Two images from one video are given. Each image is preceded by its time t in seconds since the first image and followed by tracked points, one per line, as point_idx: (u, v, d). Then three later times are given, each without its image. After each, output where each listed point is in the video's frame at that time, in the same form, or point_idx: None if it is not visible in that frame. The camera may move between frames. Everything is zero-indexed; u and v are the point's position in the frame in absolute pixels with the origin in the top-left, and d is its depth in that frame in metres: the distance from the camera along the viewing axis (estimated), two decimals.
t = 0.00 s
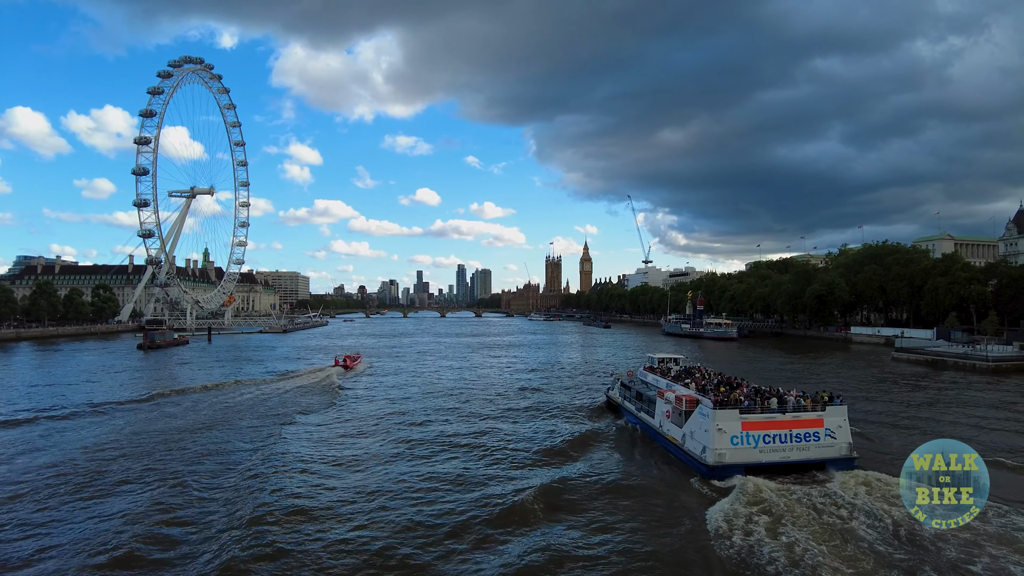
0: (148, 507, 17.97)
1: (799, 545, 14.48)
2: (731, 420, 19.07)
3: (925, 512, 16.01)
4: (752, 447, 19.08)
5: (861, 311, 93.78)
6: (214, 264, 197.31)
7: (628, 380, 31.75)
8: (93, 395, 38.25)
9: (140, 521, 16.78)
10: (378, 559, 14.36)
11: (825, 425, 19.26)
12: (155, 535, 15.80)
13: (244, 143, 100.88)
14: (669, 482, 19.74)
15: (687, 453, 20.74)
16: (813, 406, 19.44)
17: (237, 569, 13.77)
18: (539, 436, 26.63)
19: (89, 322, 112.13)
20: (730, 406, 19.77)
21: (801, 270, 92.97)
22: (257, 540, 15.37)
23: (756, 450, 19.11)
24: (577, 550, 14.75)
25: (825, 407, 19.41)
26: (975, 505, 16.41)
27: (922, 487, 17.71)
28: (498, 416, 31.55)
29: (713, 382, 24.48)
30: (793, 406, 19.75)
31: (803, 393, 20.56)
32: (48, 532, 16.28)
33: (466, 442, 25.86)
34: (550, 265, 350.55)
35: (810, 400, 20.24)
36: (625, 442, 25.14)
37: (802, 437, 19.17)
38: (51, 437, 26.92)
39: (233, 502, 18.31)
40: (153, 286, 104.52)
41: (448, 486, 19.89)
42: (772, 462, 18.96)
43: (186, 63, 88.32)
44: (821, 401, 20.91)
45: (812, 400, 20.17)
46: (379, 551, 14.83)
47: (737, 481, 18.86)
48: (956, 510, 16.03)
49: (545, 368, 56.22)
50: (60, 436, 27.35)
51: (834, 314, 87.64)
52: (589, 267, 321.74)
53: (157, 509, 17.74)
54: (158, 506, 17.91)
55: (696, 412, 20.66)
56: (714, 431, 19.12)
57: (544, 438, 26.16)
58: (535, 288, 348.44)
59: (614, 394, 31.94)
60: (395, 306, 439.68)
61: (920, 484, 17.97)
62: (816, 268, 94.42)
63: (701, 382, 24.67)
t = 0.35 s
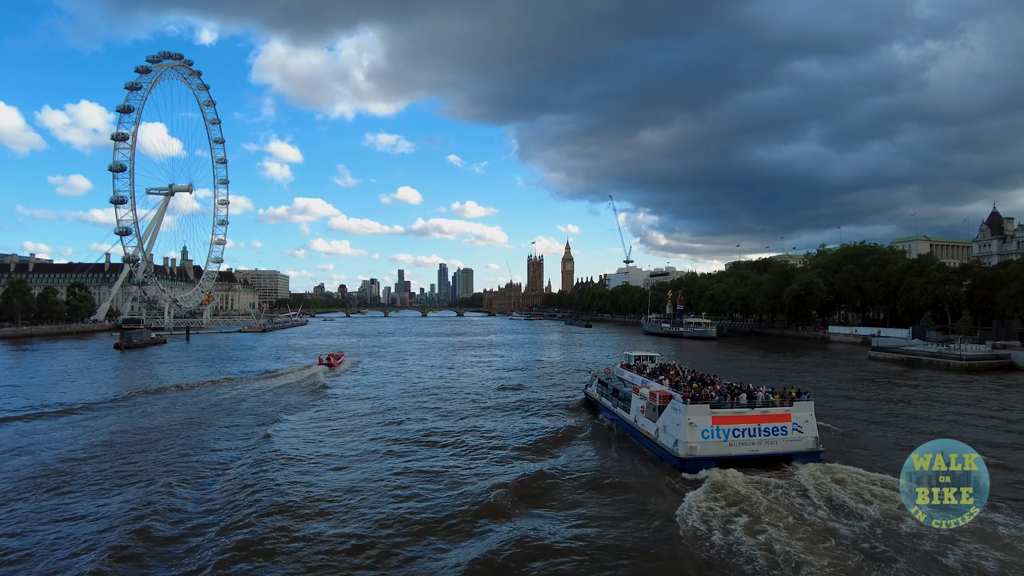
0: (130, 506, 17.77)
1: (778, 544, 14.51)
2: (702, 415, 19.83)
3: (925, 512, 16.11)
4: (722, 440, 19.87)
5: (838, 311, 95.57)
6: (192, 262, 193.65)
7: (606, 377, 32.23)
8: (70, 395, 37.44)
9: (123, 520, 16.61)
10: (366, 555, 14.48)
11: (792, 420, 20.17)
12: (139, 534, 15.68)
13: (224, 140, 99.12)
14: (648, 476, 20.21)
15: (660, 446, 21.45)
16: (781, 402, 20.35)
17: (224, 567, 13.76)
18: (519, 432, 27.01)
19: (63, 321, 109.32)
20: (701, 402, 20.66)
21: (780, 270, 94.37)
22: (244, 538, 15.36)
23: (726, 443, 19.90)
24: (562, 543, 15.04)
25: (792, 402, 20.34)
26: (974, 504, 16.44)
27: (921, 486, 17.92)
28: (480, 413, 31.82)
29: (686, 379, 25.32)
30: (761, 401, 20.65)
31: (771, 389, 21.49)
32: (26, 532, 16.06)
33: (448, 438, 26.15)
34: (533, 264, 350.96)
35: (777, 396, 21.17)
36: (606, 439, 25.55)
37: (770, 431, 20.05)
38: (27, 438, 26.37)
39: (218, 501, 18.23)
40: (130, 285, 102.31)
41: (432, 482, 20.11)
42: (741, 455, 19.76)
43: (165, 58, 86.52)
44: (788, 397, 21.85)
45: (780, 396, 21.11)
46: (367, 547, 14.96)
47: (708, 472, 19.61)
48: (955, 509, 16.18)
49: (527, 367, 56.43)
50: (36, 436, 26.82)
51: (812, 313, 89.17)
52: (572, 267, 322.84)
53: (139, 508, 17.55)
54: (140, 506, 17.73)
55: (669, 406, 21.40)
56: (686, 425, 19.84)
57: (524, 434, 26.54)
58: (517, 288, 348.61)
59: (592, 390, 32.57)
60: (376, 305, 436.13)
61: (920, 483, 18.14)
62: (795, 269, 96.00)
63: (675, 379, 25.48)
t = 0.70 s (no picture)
0: (92, 510, 17.00)
1: (751, 541, 14.26)
2: (667, 408, 20.22)
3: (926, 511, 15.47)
4: (686, 433, 20.26)
5: (809, 309, 97.58)
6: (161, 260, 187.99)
7: (577, 373, 32.21)
8: (31, 396, 35.94)
9: (78, 524, 15.88)
10: (345, 552, 14.15)
11: (754, 413, 20.57)
12: (102, 538, 15.04)
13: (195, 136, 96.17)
14: (621, 470, 20.23)
15: (627, 439, 21.81)
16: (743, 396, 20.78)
17: (190, 570, 13.25)
18: (491, 428, 26.90)
19: (25, 320, 105.02)
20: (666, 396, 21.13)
21: (753, 269, 95.88)
22: (215, 539, 14.86)
23: (690, 436, 20.29)
24: (534, 537, 14.89)
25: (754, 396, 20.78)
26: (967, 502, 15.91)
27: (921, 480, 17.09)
28: (454, 410, 31.59)
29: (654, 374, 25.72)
30: (725, 395, 21.07)
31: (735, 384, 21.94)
32: None
33: (419, 435, 25.91)
34: (510, 263, 350.79)
35: (741, 390, 21.61)
36: (579, 434, 25.59)
37: (733, 424, 20.43)
38: None
39: (181, 501, 17.62)
40: (97, 282, 98.87)
41: (404, 478, 19.80)
42: (705, 447, 20.15)
43: (133, 51, 83.51)
44: (752, 391, 22.28)
45: (742, 390, 21.56)
46: (345, 544, 14.61)
47: (673, 464, 19.97)
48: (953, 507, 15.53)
49: (504, 365, 56.18)
50: None
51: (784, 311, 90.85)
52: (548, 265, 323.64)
53: (104, 512, 16.82)
54: (102, 507, 17.03)
55: (635, 400, 21.78)
56: (651, 418, 20.22)
57: (496, 430, 26.45)
58: (493, 286, 348.02)
59: (563, 386, 32.69)
60: (351, 303, 430.71)
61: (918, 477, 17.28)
62: (767, 267, 97.75)
63: (643, 374, 25.86)
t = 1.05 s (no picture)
0: (66, 512, 16.62)
1: (730, 539, 14.25)
2: (638, 402, 20.78)
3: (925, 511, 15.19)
4: (657, 426, 20.83)
5: (786, 307, 99.30)
6: (137, 258, 183.64)
7: (554, 369, 32.31)
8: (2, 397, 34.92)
9: (50, 527, 15.55)
10: (329, 551, 14.04)
11: (721, 407, 21.23)
12: (74, 540, 14.76)
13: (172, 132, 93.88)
14: (601, 464, 20.47)
15: (600, 432, 22.33)
16: (711, 390, 21.43)
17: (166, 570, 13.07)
18: (470, 424, 26.97)
19: None
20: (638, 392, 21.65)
21: (730, 267, 97.18)
22: (191, 539, 14.67)
23: (660, 429, 20.87)
24: (514, 533, 14.96)
25: (722, 391, 21.44)
26: (976, 502, 14.34)
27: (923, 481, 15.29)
28: (433, 408, 31.53)
29: (626, 369, 26.30)
30: (693, 390, 21.72)
31: (703, 378, 22.63)
32: None
33: (396, 431, 25.91)
34: (491, 261, 350.32)
35: (709, 384, 22.29)
36: (558, 429, 25.84)
37: (700, 417, 21.09)
38: None
39: (157, 500, 17.37)
40: (69, 281, 96.28)
41: (383, 475, 19.82)
42: (675, 439, 20.76)
43: (107, 45, 81.25)
44: (720, 385, 22.97)
45: (710, 385, 22.25)
46: (328, 543, 14.49)
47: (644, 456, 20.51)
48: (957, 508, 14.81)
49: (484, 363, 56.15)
50: None
51: (761, 309, 92.33)
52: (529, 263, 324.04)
53: (79, 514, 16.43)
54: (75, 510, 16.69)
55: (608, 395, 22.29)
56: (623, 412, 20.76)
57: (475, 426, 26.53)
58: (474, 284, 347.34)
59: (540, 382, 32.92)
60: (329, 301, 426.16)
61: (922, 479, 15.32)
62: (744, 266, 99.15)
63: (616, 369, 26.44)
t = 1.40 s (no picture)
0: (33, 514, 16.14)
1: (710, 538, 14.19)
2: (610, 398, 21.24)
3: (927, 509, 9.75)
4: (628, 421, 21.29)
5: (764, 306, 100.93)
6: (111, 257, 179.03)
7: (531, 368, 32.29)
8: None
9: (15, 530, 15.09)
10: (305, 552, 13.72)
11: (691, 402, 21.66)
12: (39, 543, 14.33)
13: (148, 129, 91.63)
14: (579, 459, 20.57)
15: (574, 427, 22.76)
16: (681, 386, 21.88)
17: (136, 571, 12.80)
18: (449, 421, 26.89)
19: None
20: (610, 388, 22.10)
21: (709, 266, 98.36)
22: (161, 540, 14.35)
23: (631, 424, 21.32)
24: (493, 529, 14.91)
25: (691, 386, 21.90)
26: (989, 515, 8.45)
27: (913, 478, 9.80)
28: (412, 406, 31.37)
29: (600, 366, 26.71)
30: (663, 386, 22.17)
31: (673, 375, 23.09)
32: None
33: (374, 430, 25.74)
34: (472, 260, 349.44)
35: (679, 381, 22.74)
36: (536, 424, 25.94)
37: (671, 412, 21.51)
38: None
39: (128, 500, 16.99)
40: (41, 280, 93.54)
41: (360, 472, 19.69)
42: (645, 434, 21.21)
43: (82, 40, 79.05)
44: (689, 381, 23.40)
45: (681, 381, 22.72)
46: (305, 544, 14.16)
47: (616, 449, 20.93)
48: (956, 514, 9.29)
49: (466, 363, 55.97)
50: None
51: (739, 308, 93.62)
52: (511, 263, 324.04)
53: (45, 519, 15.82)
54: (42, 512, 16.23)
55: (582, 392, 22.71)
56: (595, 408, 21.19)
57: (454, 423, 26.48)
58: (455, 283, 346.17)
59: (518, 379, 32.97)
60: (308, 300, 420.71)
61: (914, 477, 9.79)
62: (723, 265, 100.42)
63: (591, 366, 26.84)
